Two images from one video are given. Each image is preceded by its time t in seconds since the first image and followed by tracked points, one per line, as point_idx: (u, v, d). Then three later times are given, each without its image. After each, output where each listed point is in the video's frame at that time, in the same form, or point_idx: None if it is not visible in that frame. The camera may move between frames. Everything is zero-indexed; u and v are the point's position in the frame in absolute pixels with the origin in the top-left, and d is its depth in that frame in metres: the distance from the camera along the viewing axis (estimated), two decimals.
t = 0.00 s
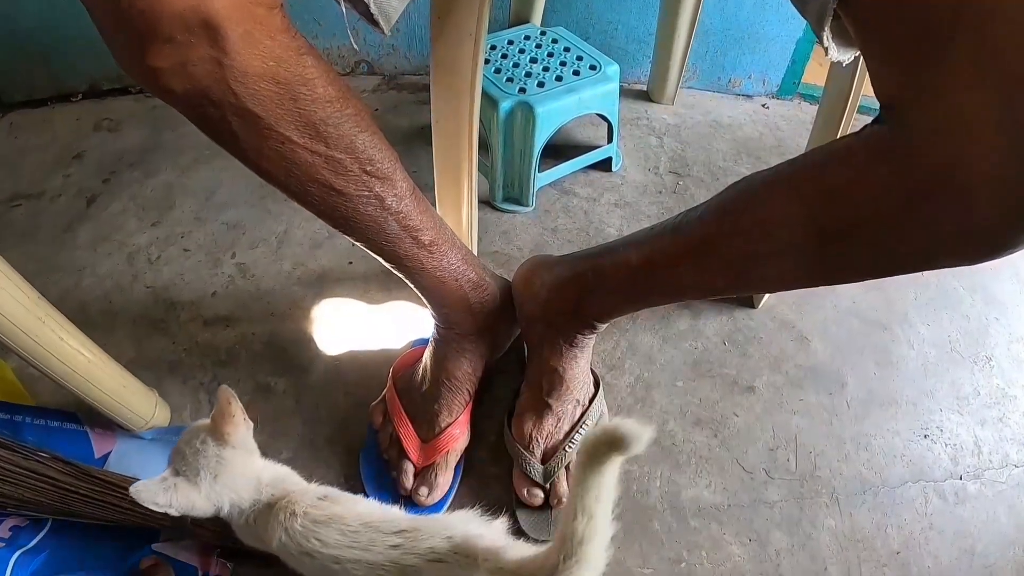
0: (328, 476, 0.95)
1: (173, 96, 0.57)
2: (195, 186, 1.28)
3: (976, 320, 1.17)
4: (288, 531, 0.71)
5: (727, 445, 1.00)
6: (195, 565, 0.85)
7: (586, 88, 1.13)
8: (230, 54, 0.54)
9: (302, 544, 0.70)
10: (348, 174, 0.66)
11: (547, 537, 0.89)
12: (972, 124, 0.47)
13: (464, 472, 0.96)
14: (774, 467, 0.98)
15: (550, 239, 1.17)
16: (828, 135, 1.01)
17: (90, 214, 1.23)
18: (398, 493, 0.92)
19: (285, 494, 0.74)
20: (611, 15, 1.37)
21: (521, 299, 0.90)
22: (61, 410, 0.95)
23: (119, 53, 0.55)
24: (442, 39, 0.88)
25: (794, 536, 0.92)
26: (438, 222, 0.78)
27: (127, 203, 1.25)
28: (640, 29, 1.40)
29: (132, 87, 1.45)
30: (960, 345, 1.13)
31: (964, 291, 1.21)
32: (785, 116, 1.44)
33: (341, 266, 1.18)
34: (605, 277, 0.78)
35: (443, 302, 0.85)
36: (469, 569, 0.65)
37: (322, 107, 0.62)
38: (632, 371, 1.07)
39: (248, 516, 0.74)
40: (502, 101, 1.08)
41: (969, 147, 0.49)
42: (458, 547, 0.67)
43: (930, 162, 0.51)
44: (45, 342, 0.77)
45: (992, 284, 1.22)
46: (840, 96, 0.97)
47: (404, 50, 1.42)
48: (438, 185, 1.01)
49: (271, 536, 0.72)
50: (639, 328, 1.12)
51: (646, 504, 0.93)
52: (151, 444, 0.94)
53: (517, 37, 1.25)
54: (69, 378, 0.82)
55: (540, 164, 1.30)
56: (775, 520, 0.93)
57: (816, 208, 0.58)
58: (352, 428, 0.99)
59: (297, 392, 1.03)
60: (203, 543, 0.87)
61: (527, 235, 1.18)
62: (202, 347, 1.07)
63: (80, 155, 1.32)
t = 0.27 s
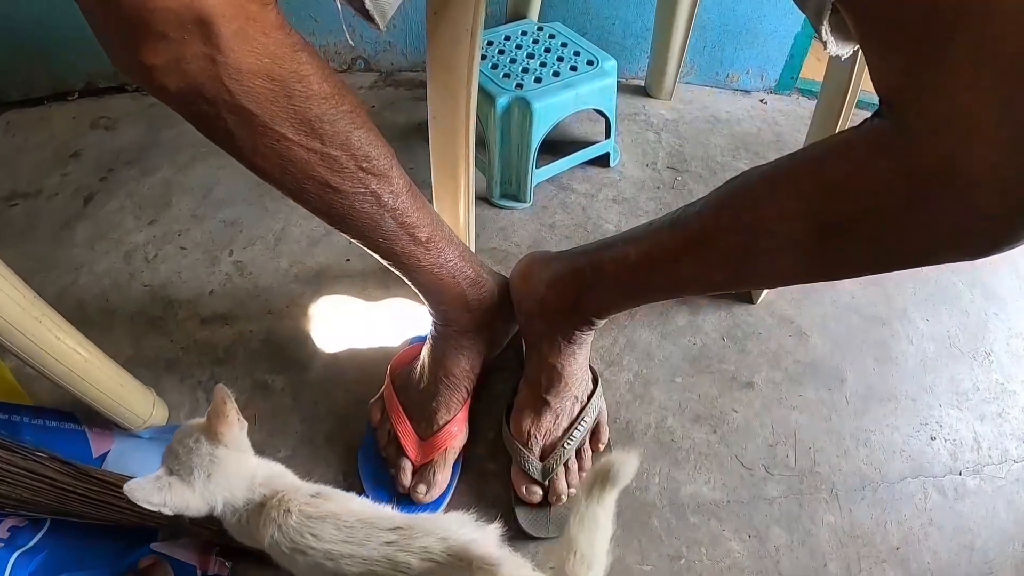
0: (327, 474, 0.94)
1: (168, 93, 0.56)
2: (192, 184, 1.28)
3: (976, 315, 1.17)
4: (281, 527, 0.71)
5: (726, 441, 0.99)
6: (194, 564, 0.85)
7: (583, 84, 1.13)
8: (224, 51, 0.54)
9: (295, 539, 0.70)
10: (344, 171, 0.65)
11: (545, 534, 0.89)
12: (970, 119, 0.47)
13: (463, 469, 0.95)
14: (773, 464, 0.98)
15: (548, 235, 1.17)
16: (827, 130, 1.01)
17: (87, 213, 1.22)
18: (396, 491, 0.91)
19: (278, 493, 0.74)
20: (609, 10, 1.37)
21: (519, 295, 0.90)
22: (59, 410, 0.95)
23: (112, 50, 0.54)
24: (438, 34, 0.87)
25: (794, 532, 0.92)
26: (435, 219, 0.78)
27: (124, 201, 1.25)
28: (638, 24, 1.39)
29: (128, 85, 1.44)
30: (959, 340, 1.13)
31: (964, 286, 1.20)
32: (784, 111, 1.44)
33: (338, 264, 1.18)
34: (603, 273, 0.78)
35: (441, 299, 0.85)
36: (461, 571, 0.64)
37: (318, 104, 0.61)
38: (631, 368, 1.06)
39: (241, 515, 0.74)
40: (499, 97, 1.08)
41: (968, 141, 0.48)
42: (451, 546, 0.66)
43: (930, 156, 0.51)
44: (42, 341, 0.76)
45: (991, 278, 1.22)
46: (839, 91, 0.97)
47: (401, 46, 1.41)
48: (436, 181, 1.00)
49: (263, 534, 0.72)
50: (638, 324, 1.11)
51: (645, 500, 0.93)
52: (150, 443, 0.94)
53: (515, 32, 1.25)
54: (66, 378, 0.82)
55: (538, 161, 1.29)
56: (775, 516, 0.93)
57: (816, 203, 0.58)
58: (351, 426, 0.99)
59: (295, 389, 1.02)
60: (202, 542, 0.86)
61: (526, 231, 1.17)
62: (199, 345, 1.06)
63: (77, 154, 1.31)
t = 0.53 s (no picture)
0: (326, 474, 0.94)
1: (162, 94, 0.56)
2: (189, 185, 1.28)
3: (975, 310, 1.16)
4: (277, 532, 0.74)
5: (727, 439, 0.99)
6: (195, 565, 0.85)
7: (580, 81, 1.13)
8: (217, 52, 0.54)
9: (290, 544, 0.73)
10: (340, 171, 0.65)
11: (546, 533, 0.88)
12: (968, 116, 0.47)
13: (463, 469, 0.95)
14: (774, 461, 0.97)
15: (546, 233, 1.17)
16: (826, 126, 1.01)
17: (84, 215, 1.22)
18: (396, 490, 0.91)
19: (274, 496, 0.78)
20: (606, 7, 1.36)
21: (517, 294, 0.90)
22: (58, 412, 0.95)
23: (106, 52, 0.54)
24: (434, 32, 0.87)
25: (795, 529, 0.92)
26: (433, 218, 0.78)
27: (121, 202, 1.24)
28: (635, 20, 1.39)
29: (125, 86, 1.44)
30: (959, 336, 1.13)
31: (963, 282, 1.20)
32: (782, 107, 1.44)
33: (336, 263, 1.17)
34: (602, 271, 0.78)
35: (439, 298, 0.85)
36: None
37: (313, 104, 0.61)
38: (631, 365, 1.06)
39: (240, 519, 0.78)
40: (496, 95, 1.08)
41: (967, 137, 0.48)
42: (441, 575, 0.71)
43: (929, 151, 0.50)
44: (40, 344, 0.76)
45: (990, 273, 1.22)
46: (837, 86, 0.96)
47: (398, 45, 1.41)
48: (433, 180, 1.00)
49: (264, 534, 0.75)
50: (637, 322, 1.11)
51: (646, 498, 0.93)
52: (149, 445, 0.94)
53: (512, 30, 1.25)
54: (65, 380, 0.82)
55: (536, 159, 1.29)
56: (775, 513, 0.93)
57: (815, 199, 0.58)
58: (350, 426, 0.99)
59: (294, 390, 1.02)
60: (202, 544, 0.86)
61: (524, 229, 1.17)
62: (198, 346, 1.06)
63: (74, 156, 1.31)
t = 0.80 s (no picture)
0: (323, 471, 0.93)
1: (158, 84, 0.55)
2: (187, 180, 1.27)
3: (976, 310, 1.16)
4: (277, 542, 0.73)
5: (726, 438, 0.99)
6: (190, 563, 0.84)
7: (581, 77, 1.12)
8: (214, 41, 0.53)
9: (290, 555, 0.73)
10: (338, 164, 0.65)
11: (544, 532, 0.88)
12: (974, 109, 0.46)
13: (460, 466, 0.94)
14: (773, 460, 0.97)
15: (546, 230, 1.16)
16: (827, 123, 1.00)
17: (81, 209, 1.21)
18: (393, 488, 0.91)
19: (268, 501, 0.77)
20: (607, 4, 1.36)
21: (517, 290, 0.89)
22: (53, 408, 0.94)
23: (102, 41, 0.53)
24: (433, 25, 0.87)
25: (795, 529, 0.91)
26: (432, 213, 0.77)
27: (118, 197, 1.24)
28: (636, 17, 1.38)
29: (123, 81, 1.43)
30: (959, 336, 1.13)
31: (964, 281, 1.20)
32: (783, 106, 1.43)
33: (335, 259, 1.17)
34: (602, 267, 0.77)
35: (438, 294, 0.84)
36: None
37: (311, 96, 0.60)
38: (630, 363, 1.05)
39: (231, 523, 0.78)
40: (496, 90, 1.07)
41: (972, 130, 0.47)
42: None
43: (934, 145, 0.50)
44: (33, 338, 0.75)
45: (991, 273, 1.21)
46: (839, 83, 0.96)
47: (397, 40, 1.40)
48: (432, 175, 1.00)
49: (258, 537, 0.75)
50: (637, 319, 1.11)
51: (645, 497, 0.92)
52: (145, 442, 0.93)
53: (512, 26, 1.24)
54: (59, 375, 0.81)
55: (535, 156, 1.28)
56: (775, 513, 0.92)
57: (818, 193, 0.57)
58: (348, 422, 0.98)
59: (291, 386, 1.01)
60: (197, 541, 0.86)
61: (523, 226, 1.16)
62: (194, 342, 1.05)
63: (71, 150, 1.30)
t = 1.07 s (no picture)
0: (327, 474, 0.94)
1: (161, 92, 0.56)
2: (189, 184, 1.27)
3: (977, 312, 1.16)
4: (285, 542, 0.74)
5: (728, 440, 0.99)
6: (194, 566, 0.84)
7: (582, 81, 1.13)
8: (218, 49, 0.53)
9: (297, 554, 0.74)
10: (341, 170, 0.65)
11: (546, 534, 0.88)
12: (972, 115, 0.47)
13: (463, 469, 0.95)
14: (775, 462, 0.97)
15: (547, 234, 1.17)
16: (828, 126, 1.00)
17: (84, 214, 1.22)
18: (397, 491, 0.91)
19: (273, 499, 0.78)
20: (608, 7, 1.36)
21: (519, 294, 0.90)
22: (57, 412, 0.94)
23: (106, 50, 0.54)
24: (435, 31, 0.87)
25: (796, 531, 0.91)
26: (434, 217, 0.77)
27: (121, 202, 1.24)
28: (637, 21, 1.39)
29: (125, 85, 1.44)
30: (961, 338, 1.13)
31: (965, 283, 1.20)
32: (783, 108, 1.44)
33: (337, 263, 1.17)
34: (604, 271, 0.77)
35: (440, 298, 0.85)
36: None
37: (314, 102, 0.61)
38: (632, 366, 1.06)
39: (235, 522, 0.78)
40: (497, 95, 1.08)
41: (971, 137, 0.48)
42: None
43: (933, 150, 0.50)
44: (37, 342, 0.76)
45: (992, 275, 1.22)
46: (839, 86, 0.96)
47: (399, 44, 1.40)
48: (434, 180, 1.00)
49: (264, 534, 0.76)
50: (638, 322, 1.11)
51: (647, 499, 0.93)
52: (148, 445, 0.93)
53: (514, 30, 1.24)
54: (63, 379, 0.81)
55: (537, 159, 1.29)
56: (776, 515, 0.93)
57: (819, 199, 0.58)
58: (350, 426, 0.99)
59: (294, 390, 1.02)
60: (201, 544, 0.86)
61: (525, 230, 1.17)
62: (197, 346, 1.06)
63: (74, 154, 1.30)
